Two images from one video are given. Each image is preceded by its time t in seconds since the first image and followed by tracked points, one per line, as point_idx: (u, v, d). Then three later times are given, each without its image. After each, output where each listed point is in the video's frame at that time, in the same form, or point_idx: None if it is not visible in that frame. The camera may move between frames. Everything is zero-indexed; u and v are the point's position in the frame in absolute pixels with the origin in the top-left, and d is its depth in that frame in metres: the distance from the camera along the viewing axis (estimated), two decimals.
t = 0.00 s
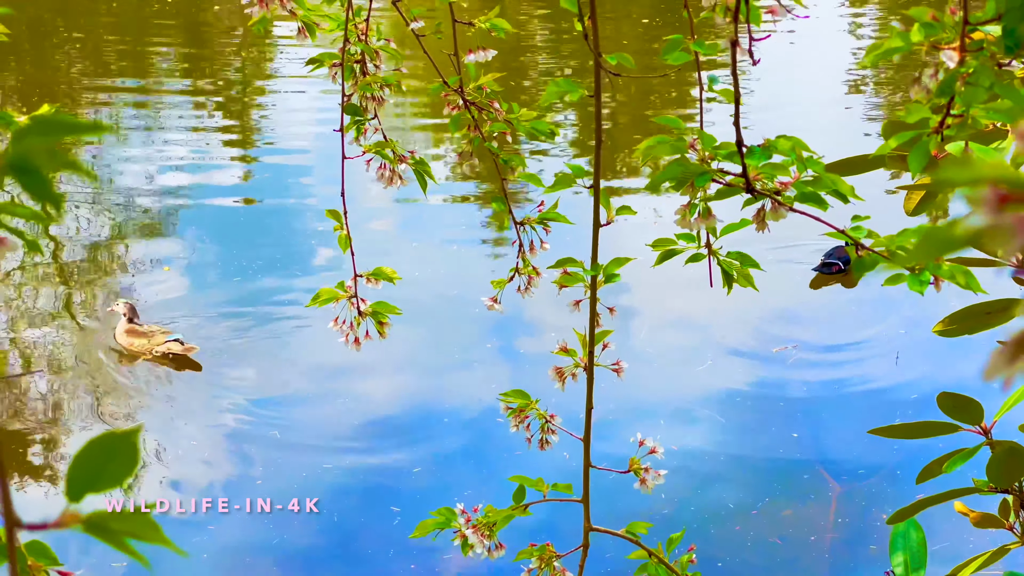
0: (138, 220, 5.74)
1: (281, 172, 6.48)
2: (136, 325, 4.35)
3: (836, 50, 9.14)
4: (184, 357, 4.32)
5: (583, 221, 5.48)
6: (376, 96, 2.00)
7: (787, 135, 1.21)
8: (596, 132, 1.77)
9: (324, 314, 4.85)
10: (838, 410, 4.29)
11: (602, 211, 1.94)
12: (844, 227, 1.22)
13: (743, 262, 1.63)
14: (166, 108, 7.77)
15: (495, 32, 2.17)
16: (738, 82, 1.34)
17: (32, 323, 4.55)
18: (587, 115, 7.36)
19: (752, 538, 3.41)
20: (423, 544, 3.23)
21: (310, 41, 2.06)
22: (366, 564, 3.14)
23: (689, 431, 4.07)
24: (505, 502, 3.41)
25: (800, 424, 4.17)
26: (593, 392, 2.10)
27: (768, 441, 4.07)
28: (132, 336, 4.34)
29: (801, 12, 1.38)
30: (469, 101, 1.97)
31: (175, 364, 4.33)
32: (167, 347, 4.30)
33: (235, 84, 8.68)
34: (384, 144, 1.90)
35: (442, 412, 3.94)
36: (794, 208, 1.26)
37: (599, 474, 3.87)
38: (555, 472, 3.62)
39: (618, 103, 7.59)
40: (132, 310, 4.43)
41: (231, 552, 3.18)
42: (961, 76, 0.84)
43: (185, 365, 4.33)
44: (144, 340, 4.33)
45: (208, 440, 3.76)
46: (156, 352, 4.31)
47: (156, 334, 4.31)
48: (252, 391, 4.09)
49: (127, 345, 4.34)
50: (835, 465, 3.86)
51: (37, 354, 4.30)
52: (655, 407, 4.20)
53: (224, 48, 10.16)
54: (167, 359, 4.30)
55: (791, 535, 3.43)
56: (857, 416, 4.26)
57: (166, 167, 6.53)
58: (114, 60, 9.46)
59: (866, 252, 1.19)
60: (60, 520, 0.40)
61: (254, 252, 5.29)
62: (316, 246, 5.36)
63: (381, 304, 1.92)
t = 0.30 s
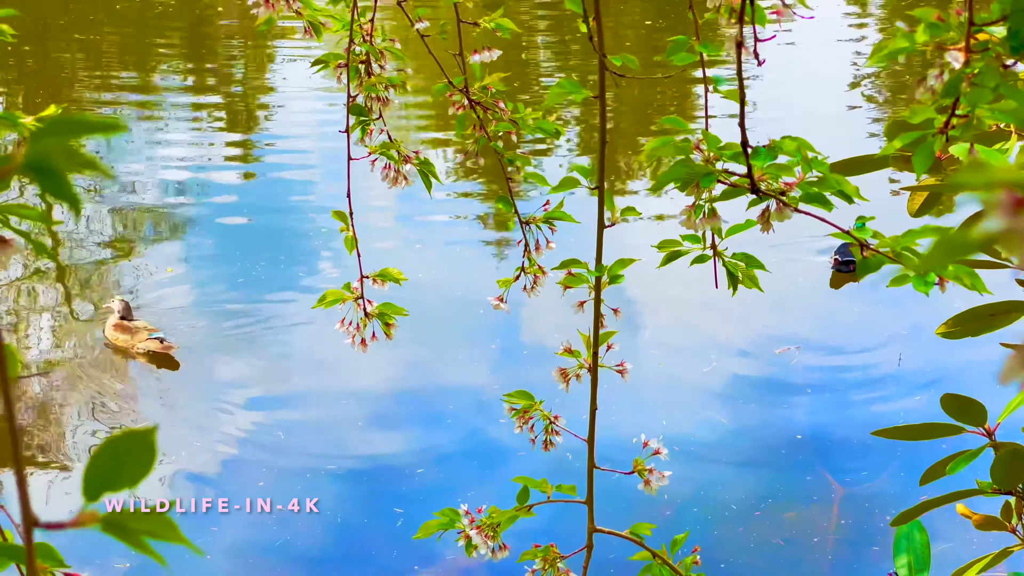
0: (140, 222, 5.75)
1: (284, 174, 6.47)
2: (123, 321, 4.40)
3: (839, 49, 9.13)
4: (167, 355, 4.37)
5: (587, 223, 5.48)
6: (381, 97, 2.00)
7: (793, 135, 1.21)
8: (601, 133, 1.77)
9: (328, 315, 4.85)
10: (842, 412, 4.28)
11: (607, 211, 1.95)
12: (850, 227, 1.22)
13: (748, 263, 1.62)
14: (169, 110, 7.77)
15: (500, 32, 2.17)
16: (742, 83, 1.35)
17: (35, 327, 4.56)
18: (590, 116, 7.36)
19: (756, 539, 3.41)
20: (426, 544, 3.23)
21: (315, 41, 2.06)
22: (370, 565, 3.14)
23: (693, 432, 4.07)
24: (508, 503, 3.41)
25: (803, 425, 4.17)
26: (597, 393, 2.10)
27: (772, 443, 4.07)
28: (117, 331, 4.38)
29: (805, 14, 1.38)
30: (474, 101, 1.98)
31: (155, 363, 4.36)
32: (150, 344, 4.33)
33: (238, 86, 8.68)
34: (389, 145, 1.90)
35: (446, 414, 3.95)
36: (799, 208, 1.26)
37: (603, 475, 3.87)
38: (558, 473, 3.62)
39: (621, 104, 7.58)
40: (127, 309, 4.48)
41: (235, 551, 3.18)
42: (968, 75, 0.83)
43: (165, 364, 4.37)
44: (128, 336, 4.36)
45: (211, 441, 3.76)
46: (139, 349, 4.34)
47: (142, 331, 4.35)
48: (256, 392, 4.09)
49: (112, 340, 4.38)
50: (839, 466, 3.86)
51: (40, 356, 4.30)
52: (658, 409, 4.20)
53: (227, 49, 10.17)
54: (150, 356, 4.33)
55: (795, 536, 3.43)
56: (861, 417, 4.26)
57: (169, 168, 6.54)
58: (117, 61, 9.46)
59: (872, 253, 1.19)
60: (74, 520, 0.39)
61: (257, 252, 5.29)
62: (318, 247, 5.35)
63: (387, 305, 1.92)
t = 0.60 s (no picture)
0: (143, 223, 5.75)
1: (286, 175, 6.48)
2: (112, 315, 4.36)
3: (840, 50, 9.13)
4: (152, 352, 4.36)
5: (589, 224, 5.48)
6: (384, 98, 2.01)
7: (795, 136, 1.21)
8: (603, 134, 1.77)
9: (330, 316, 4.85)
10: (844, 412, 4.28)
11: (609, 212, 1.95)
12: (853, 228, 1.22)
13: (751, 264, 1.62)
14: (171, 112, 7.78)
15: (502, 33, 2.17)
16: (746, 84, 1.34)
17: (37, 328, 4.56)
18: (592, 116, 7.35)
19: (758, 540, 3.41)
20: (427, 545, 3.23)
21: (317, 42, 2.06)
22: (372, 565, 3.14)
23: (694, 433, 4.07)
24: (510, 504, 3.41)
25: (805, 426, 4.17)
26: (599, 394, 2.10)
27: (774, 443, 4.07)
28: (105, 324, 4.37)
29: (808, 13, 1.38)
30: (477, 102, 1.98)
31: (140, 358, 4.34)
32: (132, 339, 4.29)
33: (240, 88, 8.68)
34: (391, 146, 1.90)
35: (448, 415, 3.95)
36: (802, 209, 1.26)
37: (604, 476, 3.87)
38: (560, 474, 3.62)
39: (623, 106, 7.58)
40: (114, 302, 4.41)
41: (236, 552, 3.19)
42: (971, 77, 0.84)
43: (149, 361, 4.36)
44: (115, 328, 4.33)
45: (213, 442, 3.77)
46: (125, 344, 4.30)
47: (127, 326, 4.29)
48: (258, 393, 4.09)
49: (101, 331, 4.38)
50: (841, 467, 3.86)
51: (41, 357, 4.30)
52: (660, 410, 4.20)
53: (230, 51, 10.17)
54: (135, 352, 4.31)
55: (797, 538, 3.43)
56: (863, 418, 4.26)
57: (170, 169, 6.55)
58: (119, 62, 9.46)
59: (875, 254, 1.19)
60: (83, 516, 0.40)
61: (258, 251, 5.30)
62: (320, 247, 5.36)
63: (389, 305, 1.92)
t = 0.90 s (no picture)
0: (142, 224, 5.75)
1: (286, 176, 6.48)
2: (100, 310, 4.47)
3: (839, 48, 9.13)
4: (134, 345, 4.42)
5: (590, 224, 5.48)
6: (384, 99, 2.01)
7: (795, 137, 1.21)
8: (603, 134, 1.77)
9: (331, 317, 4.85)
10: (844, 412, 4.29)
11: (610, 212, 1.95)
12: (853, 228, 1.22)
13: (751, 264, 1.62)
14: (170, 113, 7.78)
15: (502, 34, 2.17)
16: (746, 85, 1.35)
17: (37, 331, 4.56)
18: (591, 117, 7.35)
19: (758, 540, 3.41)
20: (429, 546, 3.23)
21: (317, 44, 2.06)
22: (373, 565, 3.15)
23: (694, 433, 4.07)
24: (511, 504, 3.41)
25: (806, 426, 4.18)
26: (600, 395, 2.10)
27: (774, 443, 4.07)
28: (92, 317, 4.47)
29: (809, 14, 1.38)
30: (477, 102, 1.98)
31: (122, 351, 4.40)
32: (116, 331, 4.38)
33: (239, 89, 8.68)
34: (392, 147, 1.90)
35: (449, 415, 3.95)
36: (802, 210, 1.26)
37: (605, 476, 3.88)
38: (561, 474, 3.62)
39: (622, 106, 7.58)
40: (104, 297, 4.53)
41: (237, 552, 3.19)
42: (971, 78, 0.84)
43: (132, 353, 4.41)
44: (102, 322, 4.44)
45: (214, 443, 3.77)
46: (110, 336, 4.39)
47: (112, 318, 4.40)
48: (259, 394, 4.09)
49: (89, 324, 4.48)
50: (841, 467, 3.87)
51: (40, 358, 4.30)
52: (661, 411, 4.20)
53: (229, 52, 10.16)
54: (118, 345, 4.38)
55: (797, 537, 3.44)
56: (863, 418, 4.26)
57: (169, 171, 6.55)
58: (118, 63, 9.45)
59: (875, 255, 1.19)
60: (80, 517, 0.40)
61: (258, 253, 5.31)
62: (320, 248, 5.37)
63: (391, 307, 1.92)
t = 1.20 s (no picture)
0: (141, 226, 5.75)
1: (285, 176, 6.47)
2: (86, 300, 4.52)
3: (837, 46, 9.12)
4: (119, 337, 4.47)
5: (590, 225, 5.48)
6: (383, 98, 2.01)
7: (796, 134, 1.21)
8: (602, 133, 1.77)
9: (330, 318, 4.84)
10: (843, 411, 4.29)
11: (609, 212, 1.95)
12: (852, 226, 1.22)
13: (751, 263, 1.62)
14: (168, 113, 7.77)
15: (501, 34, 2.17)
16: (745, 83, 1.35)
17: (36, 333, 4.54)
18: (589, 117, 7.35)
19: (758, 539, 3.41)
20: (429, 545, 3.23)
21: (315, 43, 2.06)
22: (373, 566, 3.15)
23: (693, 432, 4.07)
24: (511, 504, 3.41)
25: (805, 425, 4.17)
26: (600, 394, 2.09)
27: (773, 443, 4.07)
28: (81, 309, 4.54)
29: (808, 12, 1.38)
30: (476, 102, 1.98)
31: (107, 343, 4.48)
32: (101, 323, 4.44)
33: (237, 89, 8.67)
34: (391, 146, 1.90)
35: (448, 416, 3.95)
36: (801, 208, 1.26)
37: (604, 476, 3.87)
38: (561, 475, 3.62)
39: (621, 105, 7.57)
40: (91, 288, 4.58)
41: (237, 553, 3.19)
42: (972, 75, 0.84)
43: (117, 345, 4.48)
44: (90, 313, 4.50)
45: (213, 444, 3.76)
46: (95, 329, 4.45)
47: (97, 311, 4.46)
48: (259, 395, 4.08)
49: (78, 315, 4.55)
50: (840, 467, 3.87)
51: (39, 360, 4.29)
52: (660, 411, 4.20)
53: (227, 52, 10.15)
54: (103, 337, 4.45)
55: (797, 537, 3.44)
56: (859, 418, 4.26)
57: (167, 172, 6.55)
58: (115, 61, 9.43)
59: (874, 252, 1.19)
60: (85, 516, 0.39)
61: (256, 253, 5.31)
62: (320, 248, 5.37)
63: (392, 306, 1.92)
